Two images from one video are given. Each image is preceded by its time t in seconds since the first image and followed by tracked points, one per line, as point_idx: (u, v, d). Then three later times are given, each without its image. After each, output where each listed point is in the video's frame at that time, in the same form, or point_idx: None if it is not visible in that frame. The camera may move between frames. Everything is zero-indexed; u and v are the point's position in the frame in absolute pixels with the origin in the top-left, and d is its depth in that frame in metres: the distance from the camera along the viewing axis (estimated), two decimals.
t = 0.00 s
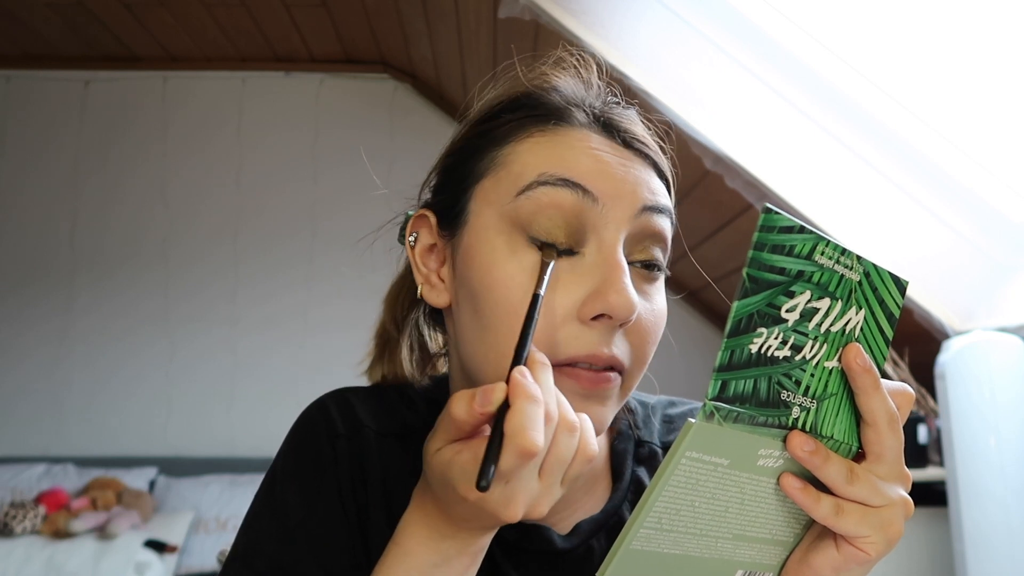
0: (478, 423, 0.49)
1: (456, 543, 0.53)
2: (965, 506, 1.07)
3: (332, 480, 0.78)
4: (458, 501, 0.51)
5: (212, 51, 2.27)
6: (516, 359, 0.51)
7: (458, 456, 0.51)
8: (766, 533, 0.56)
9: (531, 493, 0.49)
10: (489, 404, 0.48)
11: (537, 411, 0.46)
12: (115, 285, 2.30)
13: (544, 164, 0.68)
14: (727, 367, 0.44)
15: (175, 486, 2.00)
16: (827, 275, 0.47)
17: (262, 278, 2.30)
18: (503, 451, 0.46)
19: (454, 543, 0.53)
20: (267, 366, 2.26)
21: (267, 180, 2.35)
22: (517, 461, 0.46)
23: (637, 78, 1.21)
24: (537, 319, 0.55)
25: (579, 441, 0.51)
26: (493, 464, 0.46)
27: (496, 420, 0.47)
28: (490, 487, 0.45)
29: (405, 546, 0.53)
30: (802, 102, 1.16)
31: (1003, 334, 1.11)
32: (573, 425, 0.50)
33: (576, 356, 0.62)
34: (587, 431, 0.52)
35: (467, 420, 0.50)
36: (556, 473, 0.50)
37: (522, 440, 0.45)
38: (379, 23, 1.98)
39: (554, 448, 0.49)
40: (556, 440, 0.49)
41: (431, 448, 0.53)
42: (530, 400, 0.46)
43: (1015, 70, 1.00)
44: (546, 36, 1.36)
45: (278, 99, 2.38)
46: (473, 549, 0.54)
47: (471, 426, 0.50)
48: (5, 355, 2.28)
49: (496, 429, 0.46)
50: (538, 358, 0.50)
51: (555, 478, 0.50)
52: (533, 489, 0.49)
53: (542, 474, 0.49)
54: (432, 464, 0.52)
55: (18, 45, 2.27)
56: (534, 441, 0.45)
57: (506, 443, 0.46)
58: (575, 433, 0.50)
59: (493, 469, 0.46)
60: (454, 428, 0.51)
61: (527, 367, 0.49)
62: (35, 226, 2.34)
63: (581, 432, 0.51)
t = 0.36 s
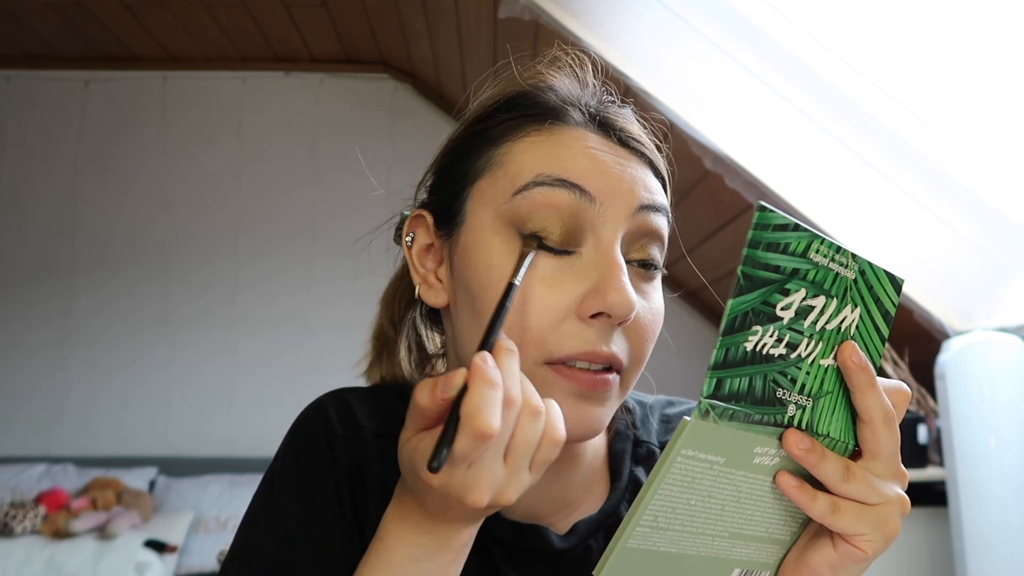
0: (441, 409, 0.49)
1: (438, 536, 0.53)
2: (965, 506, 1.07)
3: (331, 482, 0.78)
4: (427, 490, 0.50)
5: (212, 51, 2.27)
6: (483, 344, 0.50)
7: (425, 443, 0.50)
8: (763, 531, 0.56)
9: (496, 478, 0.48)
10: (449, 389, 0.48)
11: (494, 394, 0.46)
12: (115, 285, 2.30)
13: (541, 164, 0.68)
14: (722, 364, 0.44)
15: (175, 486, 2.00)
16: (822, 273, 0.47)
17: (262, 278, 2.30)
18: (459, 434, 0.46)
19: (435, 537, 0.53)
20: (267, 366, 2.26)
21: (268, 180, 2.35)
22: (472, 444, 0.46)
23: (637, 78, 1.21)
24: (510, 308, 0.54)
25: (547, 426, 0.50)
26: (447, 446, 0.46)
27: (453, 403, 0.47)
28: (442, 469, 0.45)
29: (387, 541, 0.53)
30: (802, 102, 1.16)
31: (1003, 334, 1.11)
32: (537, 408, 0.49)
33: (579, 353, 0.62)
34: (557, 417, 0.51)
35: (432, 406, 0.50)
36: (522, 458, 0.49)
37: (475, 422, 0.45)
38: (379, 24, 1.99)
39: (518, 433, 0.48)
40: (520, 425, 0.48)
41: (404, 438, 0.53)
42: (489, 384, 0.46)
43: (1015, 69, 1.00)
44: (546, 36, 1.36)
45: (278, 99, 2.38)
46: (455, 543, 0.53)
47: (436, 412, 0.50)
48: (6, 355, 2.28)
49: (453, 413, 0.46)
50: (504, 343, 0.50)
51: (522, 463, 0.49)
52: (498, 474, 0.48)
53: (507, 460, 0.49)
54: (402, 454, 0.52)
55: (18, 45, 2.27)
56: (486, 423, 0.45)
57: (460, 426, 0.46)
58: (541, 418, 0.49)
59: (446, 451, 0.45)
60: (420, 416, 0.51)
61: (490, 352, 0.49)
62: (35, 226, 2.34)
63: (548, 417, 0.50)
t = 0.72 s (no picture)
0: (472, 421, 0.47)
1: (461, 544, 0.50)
2: (965, 506, 1.07)
3: (332, 483, 0.78)
4: (455, 504, 0.47)
5: (212, 51, 2.27)
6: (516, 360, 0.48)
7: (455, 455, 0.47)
8: (764, 530, 0.56)
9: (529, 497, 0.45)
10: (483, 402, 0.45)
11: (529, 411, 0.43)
12: (115, 285, 2.30)
13: (539, 163, 0.68)
14: (723, 363, 0.44)
15: (175, 486, 2.00)
16: (823, 272, 0.47)
17: (262, 278, 2.30)
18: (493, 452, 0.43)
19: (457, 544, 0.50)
20: (267, 366, 2.26)
21: (268, 180, 2.35)
22: (508, 463, 0.43)
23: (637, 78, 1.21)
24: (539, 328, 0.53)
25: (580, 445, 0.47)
26: (480, 464, 0.43)
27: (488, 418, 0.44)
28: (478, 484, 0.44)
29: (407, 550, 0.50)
30: (802, 102, 1.16)
31: (1002, 334, 1.11)
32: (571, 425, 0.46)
33: (578, 351, 0.61)
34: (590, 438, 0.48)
35: (462, 417, 0.47)
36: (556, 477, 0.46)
37: (509, 441, 0.42)
38: (379, 24, 1.98)
39: (553, 451, 0.45)
40: (554, 445, 0.45)
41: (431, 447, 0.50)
42: (523, 400, 0.44)
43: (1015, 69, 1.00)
44: (546, 37, 1.36)
45: (278, 99, 2.38)
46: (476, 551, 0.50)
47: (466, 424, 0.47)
48: (6, 355, 2.28)
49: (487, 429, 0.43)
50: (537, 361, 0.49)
51: (556, 483, 0.46)
52: (532, 494, 0.45)
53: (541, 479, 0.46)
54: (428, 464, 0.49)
55: (18, 45, 2.27)
56: (521, 442, 0.42)
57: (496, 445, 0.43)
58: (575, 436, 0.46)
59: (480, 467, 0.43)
60: (451, 425, 0.48)
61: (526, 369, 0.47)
62: (35, 226, 2.34)
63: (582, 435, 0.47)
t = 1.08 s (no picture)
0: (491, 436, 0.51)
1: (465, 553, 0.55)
2: (965, 506, 1.07)
3: (332, 483, 0.78)
4: (466, 513, 0.52)
5: (212, 51, 2.27)
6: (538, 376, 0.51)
7: (471, 469, 0.52)
8: (768, 531, 0.56)
9: (539, 511, 0.50)
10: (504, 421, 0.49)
11: (548, 436, 0.47)
12: (115, 285, 2.30)
13: (606, 185, 0.68)
14: (732, 365, 0.44)
15: (175, 486, 2.00)
16: (831, 274, 0.47)
17: (262, 278, 2.30)
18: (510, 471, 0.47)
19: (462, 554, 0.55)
20: (267, 366, 2.26)
21: (268, 179, 2.35)
22: (523, 482, 0.47)
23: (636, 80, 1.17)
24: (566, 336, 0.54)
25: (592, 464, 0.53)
26: (498, 481, 0.47)
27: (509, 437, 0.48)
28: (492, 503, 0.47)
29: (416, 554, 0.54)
30: (802, 102, 1.16)
31: (1002, 334, 1.11)
32: (586, 445, 0.51)
33: (643, 372, 0.66)
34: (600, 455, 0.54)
35: (483, 432, 0.51)
36: (565, 493, 0.51)
37: (528, 463, 0.46)
38: (379, 24, 1.98)
39: (565, 470, 0.51)
40: (566, 464, 0.51)
41: (448, 457, 0.54)
42: (542, 422, 0.47)
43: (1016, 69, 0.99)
44: (546, 37, 1.36)
45: (278, 99, 2.38)
46: (483, 558, 0.55)
47: (485, 439, 0.52)
48: (6, 355, 2.28)
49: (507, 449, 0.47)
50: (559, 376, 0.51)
51: (565, 497, 0.51)
52: (542, 507, 0.50)
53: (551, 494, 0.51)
54: (446, 474, 0.54)
55: (17, 45, 2.26)
56: (539, 465, 0.46)
57: (513, 465, 0.47)
58: (588, 456, 0.51)
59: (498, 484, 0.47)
60: (473, 440, 0.53)
61: (547, 387, 0.50)
62: (35, 226, 2.34)
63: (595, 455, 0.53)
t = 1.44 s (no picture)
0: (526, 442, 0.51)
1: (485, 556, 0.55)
2: (965, 506, 1.07)
3: (338, 482, 0.78)
4: (490, 517, 0.52)
5: (212, 51, 2.26)
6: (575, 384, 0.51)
7: (500, 474, 0.52)
8: (772, 531, 0.56)
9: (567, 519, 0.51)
10: (541, 427, 0.49)
11: (585, 443, 0.47)
12: (115, 285, 2.30)
13: (605, 189, 0.68)
14: (736, 365, 0.44)
15: (175, 486, 2.00)
16: (835, 275, 0.47)
17: (262, 278, 2.30)
18: (546, 477, 0.47)
19: (482, 557, 0.55)
20: (267, 366, 2.26)
21: (268, 180, 2.35)
22: (559, 488, 0.47)
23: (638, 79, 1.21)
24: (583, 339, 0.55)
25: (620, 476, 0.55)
26: (535, 486, 0.47)
27: (546, 444, 0.48)
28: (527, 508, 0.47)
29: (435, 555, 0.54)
30: (802, 102, 1.16)
31: (1003, 334, 1.11)
32: (617, 456, 0.52)
33: (639, 374, 0.65)
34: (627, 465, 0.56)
35: (518, 437, 0.51)
36: (592, 501, 0.52)
37: (567, 470, 0.46)
38: (379, 23, 1.98)
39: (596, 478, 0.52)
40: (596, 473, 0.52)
41: (475, 460, 0.54)
42: (581, 430, 0.47)
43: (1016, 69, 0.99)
44: (546, 37, 1.36)
45: (278, 99, 2.38)
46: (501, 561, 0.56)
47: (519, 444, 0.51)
48: (6, 355, 2.28)
49: (545, 456, 0.47)
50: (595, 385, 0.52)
51: (591, 505, 0.53)
52: (570, 514, 0.51)
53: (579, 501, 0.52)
54: (472, 478, 0.53)
55: (18, 45, 2.26)
56: (578, 472, 0.46)
57: (550, 471, 0.47)
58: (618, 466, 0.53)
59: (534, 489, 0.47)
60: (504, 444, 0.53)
61: (584, 396, 0.50)
62: (35, 225, 2.34)
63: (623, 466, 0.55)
